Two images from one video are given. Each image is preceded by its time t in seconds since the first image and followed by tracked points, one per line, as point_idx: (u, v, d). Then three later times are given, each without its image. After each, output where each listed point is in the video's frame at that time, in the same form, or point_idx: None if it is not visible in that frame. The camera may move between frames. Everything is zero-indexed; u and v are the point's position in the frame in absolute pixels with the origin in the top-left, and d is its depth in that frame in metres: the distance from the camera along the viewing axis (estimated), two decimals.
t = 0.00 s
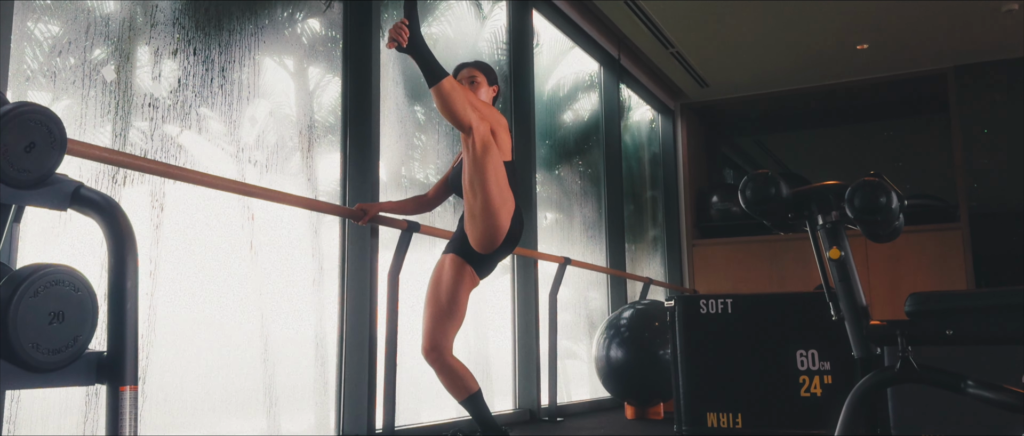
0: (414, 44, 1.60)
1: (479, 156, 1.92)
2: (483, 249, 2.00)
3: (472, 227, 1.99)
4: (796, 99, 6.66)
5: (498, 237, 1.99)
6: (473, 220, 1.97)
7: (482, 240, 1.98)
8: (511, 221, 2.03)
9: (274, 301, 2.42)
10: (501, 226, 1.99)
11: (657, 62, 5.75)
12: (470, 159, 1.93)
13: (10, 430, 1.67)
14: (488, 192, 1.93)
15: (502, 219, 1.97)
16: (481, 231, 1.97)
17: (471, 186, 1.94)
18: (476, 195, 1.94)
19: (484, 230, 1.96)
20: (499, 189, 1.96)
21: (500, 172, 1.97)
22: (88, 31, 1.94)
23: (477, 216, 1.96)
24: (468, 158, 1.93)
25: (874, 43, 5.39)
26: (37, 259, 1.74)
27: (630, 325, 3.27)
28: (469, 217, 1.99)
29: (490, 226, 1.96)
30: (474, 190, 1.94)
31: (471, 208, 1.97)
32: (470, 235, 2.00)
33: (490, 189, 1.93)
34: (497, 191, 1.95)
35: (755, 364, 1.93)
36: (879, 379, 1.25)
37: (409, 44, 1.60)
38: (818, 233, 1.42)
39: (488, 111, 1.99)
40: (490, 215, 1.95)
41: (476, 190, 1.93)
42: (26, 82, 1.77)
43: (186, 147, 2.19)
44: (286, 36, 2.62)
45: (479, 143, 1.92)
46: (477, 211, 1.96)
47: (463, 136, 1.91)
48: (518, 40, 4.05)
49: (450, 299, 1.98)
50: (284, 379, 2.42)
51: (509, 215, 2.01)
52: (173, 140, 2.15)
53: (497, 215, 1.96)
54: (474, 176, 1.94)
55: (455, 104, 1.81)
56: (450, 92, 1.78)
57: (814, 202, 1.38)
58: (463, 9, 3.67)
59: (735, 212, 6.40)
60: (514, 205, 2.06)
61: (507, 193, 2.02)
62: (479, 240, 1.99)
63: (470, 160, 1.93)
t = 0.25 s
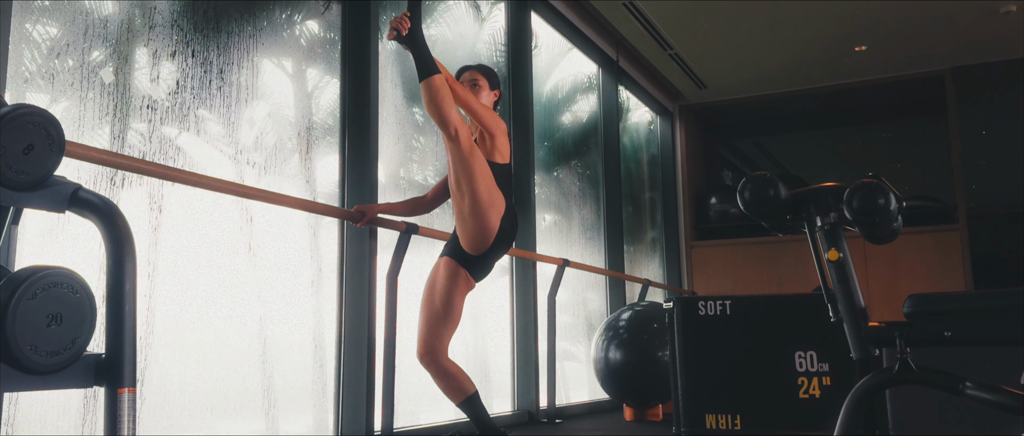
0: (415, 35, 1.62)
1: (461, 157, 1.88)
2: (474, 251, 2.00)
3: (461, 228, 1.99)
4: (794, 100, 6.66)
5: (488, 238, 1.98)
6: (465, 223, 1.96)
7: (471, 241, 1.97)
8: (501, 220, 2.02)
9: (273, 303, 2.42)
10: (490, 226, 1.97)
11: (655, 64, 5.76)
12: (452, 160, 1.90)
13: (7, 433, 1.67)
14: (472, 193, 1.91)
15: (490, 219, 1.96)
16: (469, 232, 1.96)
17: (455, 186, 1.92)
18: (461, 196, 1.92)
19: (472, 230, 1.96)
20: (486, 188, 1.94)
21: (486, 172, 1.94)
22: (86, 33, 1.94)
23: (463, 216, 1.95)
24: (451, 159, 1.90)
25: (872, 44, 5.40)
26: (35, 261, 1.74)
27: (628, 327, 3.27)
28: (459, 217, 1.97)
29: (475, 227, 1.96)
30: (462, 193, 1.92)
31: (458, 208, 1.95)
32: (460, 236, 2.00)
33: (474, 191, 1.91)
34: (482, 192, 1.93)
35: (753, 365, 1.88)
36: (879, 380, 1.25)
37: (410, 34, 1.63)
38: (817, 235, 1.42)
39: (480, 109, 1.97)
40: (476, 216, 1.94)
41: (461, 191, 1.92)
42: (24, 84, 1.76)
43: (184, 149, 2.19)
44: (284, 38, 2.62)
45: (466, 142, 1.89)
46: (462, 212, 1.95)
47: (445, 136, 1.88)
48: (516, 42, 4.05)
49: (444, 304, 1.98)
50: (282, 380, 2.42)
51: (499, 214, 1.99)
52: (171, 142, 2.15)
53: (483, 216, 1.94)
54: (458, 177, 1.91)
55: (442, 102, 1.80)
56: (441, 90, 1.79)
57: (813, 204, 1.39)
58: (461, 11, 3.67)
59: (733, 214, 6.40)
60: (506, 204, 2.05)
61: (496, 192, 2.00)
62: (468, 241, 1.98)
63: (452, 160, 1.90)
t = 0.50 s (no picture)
0: (423, 30, 1.63)
1: (457, 155, 1.87)
2: (471, 250, 2.00)
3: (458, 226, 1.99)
4: (793, 101, 6.67)
5: (486, 237, 1.98)
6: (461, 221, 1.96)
7: (468, 241, 1.97)
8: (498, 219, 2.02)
9: (271, 305, 2.42)
10: (488, 225, 1.97)
11: (654, 65, 5.77)
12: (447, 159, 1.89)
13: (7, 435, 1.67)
14: (466, 193, 1.91)
15: (488, 218, 1.96)
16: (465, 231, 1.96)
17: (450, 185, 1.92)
18: (456, 194, 1.92)
19: (469, 230, 1.95)
20: (483, 187, 1.94)
21: (483, 172, 1.94)
22: (85, 34, 1.93)
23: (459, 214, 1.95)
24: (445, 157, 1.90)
25: (870, 46, 5.41)
26: (33, 262, 1.74)
27: (627, 328, 3.28)
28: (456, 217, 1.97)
29: (471, 225, 1.95)
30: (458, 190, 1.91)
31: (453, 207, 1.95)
32: (458, 235, 2.00)
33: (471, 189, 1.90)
34: (478, 191, 1.91)
35: (752, 366, 1.83)
36: (878, 381, 1.23)
37: (418, 30, 1.64)
38: (815, 237, 1.42)
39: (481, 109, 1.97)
40: (471, 216, 1.94)
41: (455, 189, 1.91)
42: (23, 85, 1.76)
43: (182, 150, 2.19)
44: (283, 39, 2.62)
45: (464, 141, 1.88)
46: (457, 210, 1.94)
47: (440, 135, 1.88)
48: (515, 44, 4.06)
49: (442, 307, 1.98)
50: (281, 382, 2.41)
51: (495, 213, 1.99)
52: (170, 143, 2.15)
53: (479, 215, 1.94)
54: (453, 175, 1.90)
55: (440, 101, 1.81)
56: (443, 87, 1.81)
57: (811, 205, 1.39)
58: (461, 12, 3.68)
59: (732, 215, 6.40)
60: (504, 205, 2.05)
61: (494, 192, 1.99)
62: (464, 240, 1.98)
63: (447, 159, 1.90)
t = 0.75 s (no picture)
0: (430, 28, 1.69)
1: (454, 151, 1.87)
2: (467, 248, 1.99)
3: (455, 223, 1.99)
4: (791, 103, 6.68)
5: (481, 236, 1.96)
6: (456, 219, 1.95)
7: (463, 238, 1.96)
8: (494, 218, 2.00)
9: (270, 307, 2.41)
10: (483, 224, 1.96)
11: (653, 67, 5.77)
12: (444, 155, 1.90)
13: None
14: (461, 189, 1.90)
15: (484, 216, 1.94)
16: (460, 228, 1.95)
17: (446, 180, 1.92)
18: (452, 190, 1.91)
19: (464, 228, 1.94)
20: (480, 186, 1.93)
21: (480, 170, 1.94)
22: (83, 36, 1.93)
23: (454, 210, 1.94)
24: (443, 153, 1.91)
25: (869, 47, 5.41)
26: (31, 264, 1.73)
27: (626, 329, 3.27)
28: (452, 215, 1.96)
29: (466, 223, 1.94)
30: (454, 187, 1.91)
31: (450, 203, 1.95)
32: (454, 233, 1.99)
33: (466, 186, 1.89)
34: (473, 188, 1.91)
35: (750, 367, 1.83)
36: (877, 382, 1.24)
37: (425, 28, 1.69)
38: (814, 238, 1.43)
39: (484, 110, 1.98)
40: (466, 212, 1.92)
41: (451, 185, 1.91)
42: (21, 87, 1.76)
43: (181, 151, 2.18)
44: (282, 40, 2.62)
45: (463, 139, 1.89)
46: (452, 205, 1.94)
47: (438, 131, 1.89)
48: (514, 46, 4.06)
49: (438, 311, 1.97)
50: (280, 384, 2.41)
51: (491, 213, 1.98)
52: (168, 145, 2.14)
53: (473, 212, 1.92)
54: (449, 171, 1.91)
55: (441, 98, 1.82)
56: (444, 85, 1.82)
57: (809, 206, 1.38)
58: (459, 13, 3.67)
59: (731, 216, 6.41)
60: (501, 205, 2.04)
61: (491, 192, 1.99)
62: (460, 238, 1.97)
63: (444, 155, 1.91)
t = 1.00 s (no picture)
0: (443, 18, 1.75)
1: (455, 141, 1.87)
2: (463, 240, 1.98)
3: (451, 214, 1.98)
4: (790, 104, 6.68)
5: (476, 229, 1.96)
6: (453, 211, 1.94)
7: (457, 230, 1.96)
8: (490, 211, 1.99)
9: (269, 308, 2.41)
10: (479, 217, 1.95)
11: (651, 67, 5.77)
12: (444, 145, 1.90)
13: None
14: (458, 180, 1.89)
15: (480, 210, 1.94)
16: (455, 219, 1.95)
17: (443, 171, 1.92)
18: (450, 181, 1.90)
19: (460, 219, 1.94)
20: (478, 179, 1.93)
21: (480, 164, 1.93)
22: (82, 37, 1.93)
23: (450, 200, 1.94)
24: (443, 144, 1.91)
25: (868, 48, 5.42)
26: (30, 265, 1.73)
27: (625, 330, 3.28)
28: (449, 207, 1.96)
29: (461, 214, 1.93)
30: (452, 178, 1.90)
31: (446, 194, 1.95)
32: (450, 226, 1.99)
33: (463, 178, 1.89)
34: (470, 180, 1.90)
35: (750, 368, 1.82)
36: (875, 383, 1.24)
37: (437, 19, 1.75)
38: (813, 238, 1.43)
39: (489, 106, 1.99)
40: (460, 204, 1.92)
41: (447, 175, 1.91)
42: (20, 88, 1.76)
43: (180, 153, 2.18)
44: (281, 41, 2.62)
45: (464, 132, 1.89)
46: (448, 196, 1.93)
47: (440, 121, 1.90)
48: (513, 47, 4.06)
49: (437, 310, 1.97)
50: (279, 385, 2.41)
51: (487, 206, 1.97)
52: (167, 146, 2.14)
53: (468, 205, 1.92)
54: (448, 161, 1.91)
55: (446, 89, 1.83)
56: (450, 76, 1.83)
57: (808, 207, 1.39)
58: (458, 13, 3.67)
59: (729, 217, 6.41)
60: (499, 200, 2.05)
61: (488, 186, 1.98)
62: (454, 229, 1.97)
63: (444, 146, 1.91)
